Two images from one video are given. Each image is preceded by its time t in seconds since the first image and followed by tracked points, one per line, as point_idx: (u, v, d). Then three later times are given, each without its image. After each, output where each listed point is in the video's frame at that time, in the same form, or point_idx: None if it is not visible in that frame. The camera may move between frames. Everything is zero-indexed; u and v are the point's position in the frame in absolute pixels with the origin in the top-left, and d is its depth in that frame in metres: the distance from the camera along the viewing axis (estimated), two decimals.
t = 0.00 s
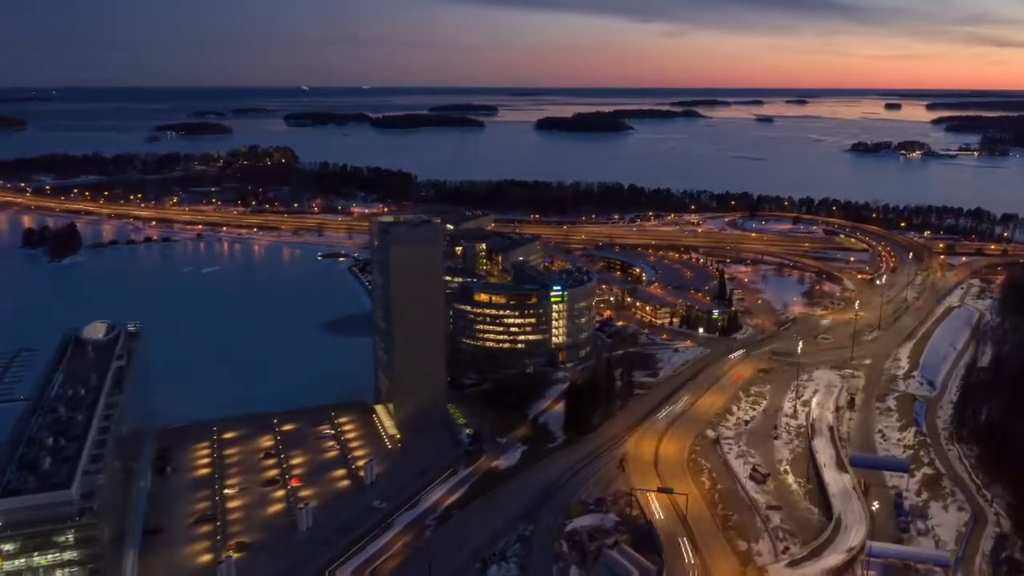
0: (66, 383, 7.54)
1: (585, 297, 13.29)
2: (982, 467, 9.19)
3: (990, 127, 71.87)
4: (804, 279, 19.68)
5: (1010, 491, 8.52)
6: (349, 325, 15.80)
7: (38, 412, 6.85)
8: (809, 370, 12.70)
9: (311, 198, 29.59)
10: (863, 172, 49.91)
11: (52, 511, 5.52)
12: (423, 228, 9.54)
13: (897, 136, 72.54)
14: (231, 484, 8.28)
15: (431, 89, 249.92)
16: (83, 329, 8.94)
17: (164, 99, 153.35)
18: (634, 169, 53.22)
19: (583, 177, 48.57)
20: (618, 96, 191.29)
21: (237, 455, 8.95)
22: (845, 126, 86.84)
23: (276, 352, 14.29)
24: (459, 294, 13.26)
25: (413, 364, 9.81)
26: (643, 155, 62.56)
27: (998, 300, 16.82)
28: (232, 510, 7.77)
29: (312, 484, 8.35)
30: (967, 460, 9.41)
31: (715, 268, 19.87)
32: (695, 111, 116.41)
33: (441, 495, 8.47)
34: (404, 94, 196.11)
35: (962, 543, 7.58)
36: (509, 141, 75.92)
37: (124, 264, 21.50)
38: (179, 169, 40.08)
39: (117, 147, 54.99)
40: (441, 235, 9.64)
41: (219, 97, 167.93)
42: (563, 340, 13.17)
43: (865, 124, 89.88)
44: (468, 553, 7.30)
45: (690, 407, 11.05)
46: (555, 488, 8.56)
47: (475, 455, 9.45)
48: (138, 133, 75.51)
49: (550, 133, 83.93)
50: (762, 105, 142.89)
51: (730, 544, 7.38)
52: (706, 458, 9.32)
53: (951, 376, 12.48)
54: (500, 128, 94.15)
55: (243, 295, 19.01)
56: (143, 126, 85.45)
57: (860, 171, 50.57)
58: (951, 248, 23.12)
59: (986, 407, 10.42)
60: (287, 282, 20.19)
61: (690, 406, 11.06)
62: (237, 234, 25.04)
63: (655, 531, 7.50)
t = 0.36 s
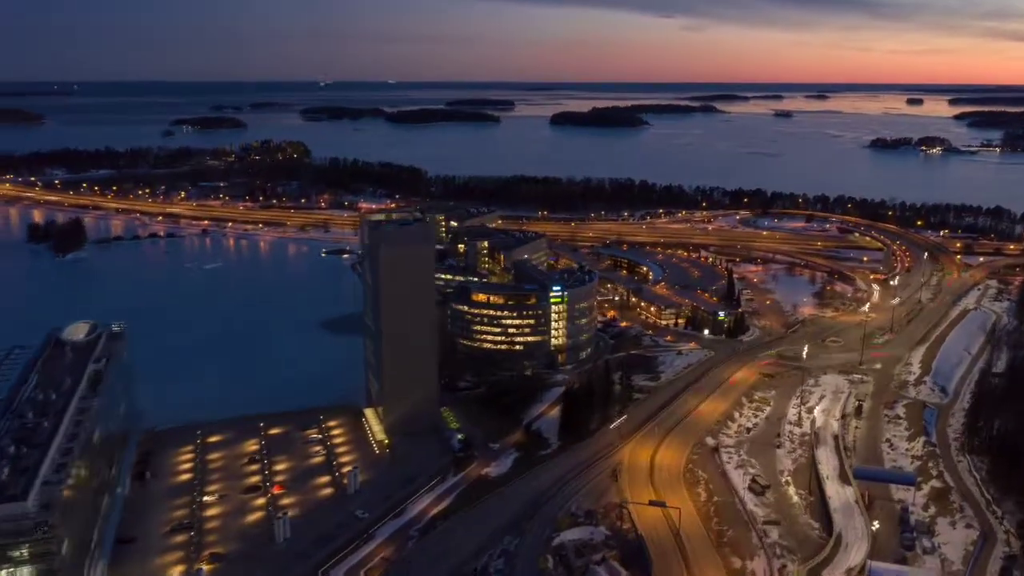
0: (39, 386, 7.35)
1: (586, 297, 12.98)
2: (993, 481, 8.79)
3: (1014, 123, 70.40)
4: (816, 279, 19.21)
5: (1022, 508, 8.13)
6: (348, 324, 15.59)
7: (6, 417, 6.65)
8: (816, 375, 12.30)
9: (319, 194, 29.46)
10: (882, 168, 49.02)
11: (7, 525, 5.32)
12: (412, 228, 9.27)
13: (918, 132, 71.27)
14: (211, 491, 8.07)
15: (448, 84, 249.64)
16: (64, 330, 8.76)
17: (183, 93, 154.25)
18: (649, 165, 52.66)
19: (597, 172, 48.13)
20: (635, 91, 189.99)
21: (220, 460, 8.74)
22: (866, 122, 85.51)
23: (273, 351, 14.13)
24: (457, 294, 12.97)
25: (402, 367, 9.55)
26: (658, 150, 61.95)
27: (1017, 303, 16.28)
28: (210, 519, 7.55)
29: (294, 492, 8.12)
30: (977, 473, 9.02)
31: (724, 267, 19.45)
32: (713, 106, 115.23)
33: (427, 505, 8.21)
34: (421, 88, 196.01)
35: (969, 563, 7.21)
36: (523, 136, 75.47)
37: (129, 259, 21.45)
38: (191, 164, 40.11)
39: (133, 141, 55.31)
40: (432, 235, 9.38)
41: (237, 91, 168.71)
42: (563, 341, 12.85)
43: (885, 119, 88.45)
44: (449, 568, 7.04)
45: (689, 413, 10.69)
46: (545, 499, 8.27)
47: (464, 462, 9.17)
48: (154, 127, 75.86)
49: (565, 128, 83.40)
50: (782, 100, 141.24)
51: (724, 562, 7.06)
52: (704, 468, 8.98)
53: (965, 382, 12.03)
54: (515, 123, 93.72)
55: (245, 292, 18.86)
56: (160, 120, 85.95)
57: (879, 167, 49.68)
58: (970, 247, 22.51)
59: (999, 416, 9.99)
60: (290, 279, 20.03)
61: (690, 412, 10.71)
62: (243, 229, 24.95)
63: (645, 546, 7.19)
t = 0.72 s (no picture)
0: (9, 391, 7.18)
1: (587, 298, 12.62)
2: (1005, 497, 8.35)
3: None
4: (830, 279, 18.69)
5: None
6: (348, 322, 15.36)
7: None
8: (823, 381, 11.87)
9: (329, 189, 29.31)
10: (905, 164, 47.99)
11: None
12: (400, 227, 8.94)
13: (943, 127, 69.78)
14: (187, 498, 7.83)
15: (467, 78, 249.23)
16: (43, 330, 8.59)
17: (204, 87, 155.24)
18: (666, 159, 52.00)
19: (612, 167, 47.63)
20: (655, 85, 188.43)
21: (201, 465, 8.52)
22: (890, 116, 83.97)
23: (270, 351, 13.97)
24: (454, 294, 12.67)
25: (390, 370, 9.27)
26: (676, 145, 61.25)
27: None
28: (183, 528, 7.31)
29: (272, 500, 7.87)
30: (990, 489, 8.58)
31: (735, 267, 18.98)
32: (734, 99, 113.87)
33: (410, 515, 7.92)
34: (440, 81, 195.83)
35: None
36: (540, 130, 75.00)
37: (134, 254, 21.36)
38: (205, 158, 40.16)
39: (150, 134, 55.63)
40: (420, 234, 9.05)
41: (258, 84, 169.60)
42: (562, 343, 12.50)
43: (910, 114, 86.81)
44: None
45: (689, 421, 10.30)
46: (531, 512, 7.95)
47: (453, 469, 8.88)
48: (173, 120, 76.31)
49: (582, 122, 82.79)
50: (805, 94, 139.31)
51: None
52: (700, 480, 8.63)
53: (980, 390, 11.54)
54: (533, 116, 93.28)
55: (249, 289, 18.65)
56: (180, 113, 86.50)
57: (902, 163, 48.63)
58: (991, 247, 21.83)
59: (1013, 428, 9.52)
60: (294, 276, 19.79)
61: (689, 420, 10.34)
62: (251, 224, 24.84)
63: (632, 565, 6.86)
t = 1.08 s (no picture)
0: None
1: (587, 298, 12.27)
2: (1018, 517, 7.89)
3: None
4: (845, 279, 18.14)
5: None
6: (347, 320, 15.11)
7: None
8: (832, 388, 11.41)
9: (340, 183, 29.14)
10: (931, 160, 46.84)
11: None
12: (386, 225, 8.67)
13: (972, 122, 68.12)
14: (162, 505, 7.63)
15: (488, 70, 248.38)
16: (23, 329, 8.45)
17: (226, 79, 156.20)
18: (684, 154, 51.23)
19: (629, 162, 47.08)
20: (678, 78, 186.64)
21: (180, 470, 8.31)
22: (917, 111, 82.22)
23: (267, 349, 13.79)
24: (451, 293, 12.38)
25: (377, 373, 9.00)
26: (696, 140, 60.40)
27: None
28: (154, 536, 7.11)
29: (248, 508, 7.64)
30: (1001, 507, 8.13)
31: (746, 266, 18.50)
32: (757, 93, 112.26)
33: (391, 525, 7.65)
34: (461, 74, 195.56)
35: None
36: (559, 124, 74.43)
37: (141, 249, 21.29)
38: (219, 151, 40.19)
39: (169, 127, 55.90)
40: (407, 233, 8.77)
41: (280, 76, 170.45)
42: (561, 345, 12.16)
43: (938, 108, 84.96)
44: None
45: (688, 429, 9.92)
46: (516, 525, 7.64)
47: (439, 477, 8.59)
48: (193, 113, 76.70)
49: (602, 116, 82.04)
50: (830, 88, 137.04)
51: None
52: (694, 494, 8.26)
53: (997, 399, 11.01)
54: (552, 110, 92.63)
55: (252, 286, 18.43)
56: (201, 106, 87.04)
57: (928, 159, 47.45)
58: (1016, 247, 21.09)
59: None
60: (299, 272, 19.56)
61: (689, 428, 9.96)
62: (259, 218, 24.72)
63: None
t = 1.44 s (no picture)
0: None
1: (587, 299, 11.92)
2: None
3: None
4: (862, 279, 17.60)
5: None
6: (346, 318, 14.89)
7: None
8: (840, 396, 10.96)
9: (351, 177, 28.99)
10: (959, 156, 45.63)
11: None
12: (369, 225, 8.40)
13: (1004, 117, 66.35)
14: (135, 511, 7.44)
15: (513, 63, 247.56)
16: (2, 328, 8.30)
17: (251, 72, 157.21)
18: (705, 149, 50.44)
19: (648, 156, 46.47)
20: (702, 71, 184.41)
21: (158, 474, 8.12)
22: (947, 105, 80.35)
23: (263, 347, 13.60)
24: (448, 293, 12.11)
25: (360, 377, 8.75)
26: (717, 134, 59.49)
27: None
28: (123, 545, 6.91)
29: (223, 517, 7.41)
30: (1013, 528, 7.68)
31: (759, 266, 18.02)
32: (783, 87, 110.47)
33: (369, 536, 7.38)
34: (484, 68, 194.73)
35: None
36: (579, 117, 73.79)
37: (149, 242, 21.24)
38: (235, 144, 40.23)
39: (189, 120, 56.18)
40: (391, 233, 8.50)
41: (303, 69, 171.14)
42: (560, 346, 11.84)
43: (969, 103, 82.97)
44: None
45: (685, 438, 9.55)
46: (498, 540, 7.33)
47: (423, 485, 8.31)
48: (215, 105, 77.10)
49: (623, 109, 81.20)
50: (858, 81, 134.49)
51: None
52: (687, 508, 7.91)
53: (1015, 410, 10.48)
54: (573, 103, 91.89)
55: (257, 281, 18.25)
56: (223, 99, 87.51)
57: (956, 155, 46.24)
58: None
59: None
60: (303, 267, 19.39)
61: (687, 437, 9.58)
62: (268, 212, 24.64)
63: None
